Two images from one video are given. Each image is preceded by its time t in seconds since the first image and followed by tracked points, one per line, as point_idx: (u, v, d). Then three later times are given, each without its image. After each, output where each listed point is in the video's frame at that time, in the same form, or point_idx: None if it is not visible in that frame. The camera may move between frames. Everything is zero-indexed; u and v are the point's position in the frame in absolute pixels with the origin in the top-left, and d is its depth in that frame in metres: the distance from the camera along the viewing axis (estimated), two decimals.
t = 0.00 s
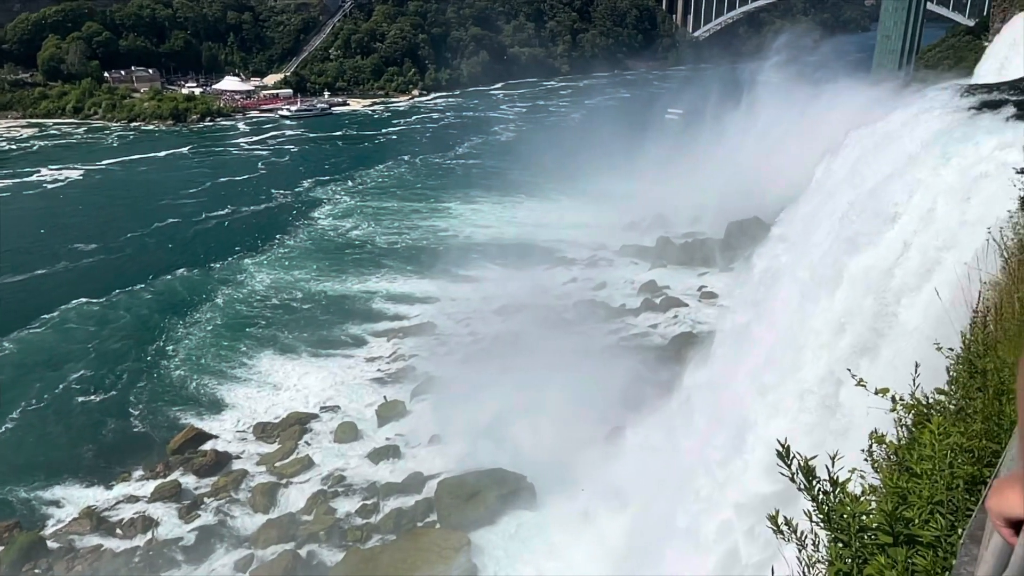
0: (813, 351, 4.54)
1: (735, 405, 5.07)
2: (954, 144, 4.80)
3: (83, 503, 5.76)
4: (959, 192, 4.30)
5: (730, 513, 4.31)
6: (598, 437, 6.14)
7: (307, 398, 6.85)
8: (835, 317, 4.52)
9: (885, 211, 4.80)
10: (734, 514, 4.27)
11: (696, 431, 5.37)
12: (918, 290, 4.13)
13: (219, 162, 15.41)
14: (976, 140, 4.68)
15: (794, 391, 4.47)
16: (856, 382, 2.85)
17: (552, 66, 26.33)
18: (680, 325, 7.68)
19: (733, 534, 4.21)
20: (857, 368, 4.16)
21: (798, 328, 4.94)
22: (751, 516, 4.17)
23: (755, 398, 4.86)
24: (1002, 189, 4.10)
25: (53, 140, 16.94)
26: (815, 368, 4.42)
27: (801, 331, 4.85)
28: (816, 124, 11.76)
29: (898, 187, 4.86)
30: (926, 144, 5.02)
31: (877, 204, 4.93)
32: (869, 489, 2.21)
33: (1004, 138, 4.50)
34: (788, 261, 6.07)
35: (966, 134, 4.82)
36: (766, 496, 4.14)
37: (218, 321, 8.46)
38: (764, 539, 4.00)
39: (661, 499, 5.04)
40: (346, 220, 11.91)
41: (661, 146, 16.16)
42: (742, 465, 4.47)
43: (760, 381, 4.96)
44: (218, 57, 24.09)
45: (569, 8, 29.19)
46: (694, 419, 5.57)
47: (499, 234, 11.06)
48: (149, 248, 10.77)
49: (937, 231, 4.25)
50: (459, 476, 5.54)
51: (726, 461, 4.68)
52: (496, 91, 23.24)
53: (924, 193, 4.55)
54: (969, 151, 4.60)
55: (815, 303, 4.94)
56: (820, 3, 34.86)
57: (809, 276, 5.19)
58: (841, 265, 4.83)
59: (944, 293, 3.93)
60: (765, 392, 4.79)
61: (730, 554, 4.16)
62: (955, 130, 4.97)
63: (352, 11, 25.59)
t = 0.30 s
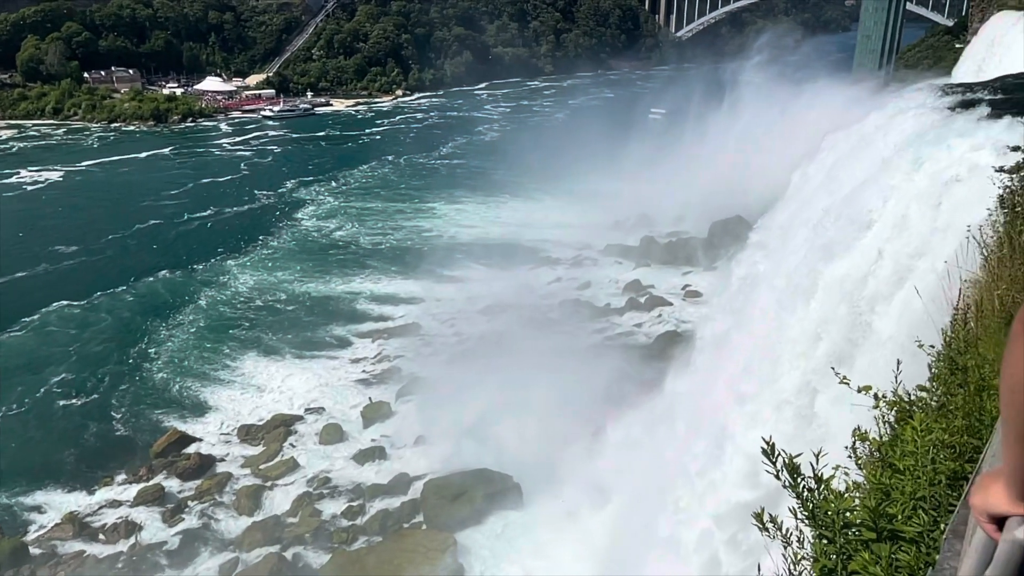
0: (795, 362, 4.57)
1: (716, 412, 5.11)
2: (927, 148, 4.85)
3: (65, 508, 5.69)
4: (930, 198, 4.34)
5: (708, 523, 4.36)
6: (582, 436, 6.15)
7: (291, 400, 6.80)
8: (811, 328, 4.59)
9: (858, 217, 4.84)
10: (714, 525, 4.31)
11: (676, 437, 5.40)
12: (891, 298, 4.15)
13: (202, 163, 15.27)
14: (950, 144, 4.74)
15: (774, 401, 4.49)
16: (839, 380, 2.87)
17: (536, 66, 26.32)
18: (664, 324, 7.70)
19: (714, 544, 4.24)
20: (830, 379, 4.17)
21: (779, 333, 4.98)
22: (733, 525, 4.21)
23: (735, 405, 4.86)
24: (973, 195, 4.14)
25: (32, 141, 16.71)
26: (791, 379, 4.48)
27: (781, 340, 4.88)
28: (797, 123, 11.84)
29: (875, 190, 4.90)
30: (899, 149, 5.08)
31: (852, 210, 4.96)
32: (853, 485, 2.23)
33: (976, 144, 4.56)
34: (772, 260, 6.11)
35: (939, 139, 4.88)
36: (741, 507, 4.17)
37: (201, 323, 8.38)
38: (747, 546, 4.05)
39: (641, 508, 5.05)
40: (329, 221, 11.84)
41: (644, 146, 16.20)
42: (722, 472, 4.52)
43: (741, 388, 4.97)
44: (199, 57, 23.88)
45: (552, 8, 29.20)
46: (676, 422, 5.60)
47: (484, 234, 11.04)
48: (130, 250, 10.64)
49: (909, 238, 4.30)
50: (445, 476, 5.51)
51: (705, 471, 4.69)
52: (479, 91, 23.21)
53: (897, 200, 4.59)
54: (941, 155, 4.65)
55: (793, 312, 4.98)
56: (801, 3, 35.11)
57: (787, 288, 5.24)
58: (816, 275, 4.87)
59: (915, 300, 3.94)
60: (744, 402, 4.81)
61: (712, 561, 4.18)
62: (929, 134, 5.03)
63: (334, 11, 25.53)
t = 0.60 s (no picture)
0: (773, 372, 4.51)
1: (696, 422, 5.02)
2: (902, 152, 4.90)
3: (47, 513, 5.61)
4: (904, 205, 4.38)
5: (687, 536, 4.28)
6: (566, 436, 6.15)
7: (276, 402, 6.75)
8: (788, 338, 4.59)
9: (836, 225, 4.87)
10: (696, 535, 4.19)
11: (658, 443, 5.35)
12: (866, 305, 4.16)
13: (183, 164, 15.12)
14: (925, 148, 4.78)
15: (753, 412, 4.41)
16: (823, 377, 2.88)
17: (519, 66, 26.32)
18: (649, 323, 7.71)
19: (697, 556, 4.13)
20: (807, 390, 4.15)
21: (756, 339, 4.96)
22: (715, 534, 4.08)
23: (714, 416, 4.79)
24: (946, 198, 4.17)
25: (11, 143, 16.50)
26: (768, 389, 4.42)
27: (757, 349, 4.84)
28: (779, 122, 11.92)
29: (854, 194, 4.93)
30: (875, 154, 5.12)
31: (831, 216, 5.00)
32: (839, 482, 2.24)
33: (948, 148, 4.61)
34: (756, 259, 6.13)
35: (914, 143, 4.93)
36: (720, 517, 4.05)
37: (184, 326, 8.29)
38: (729, 554, 3.92)
39: (622, 517, 4.96)
40: (313, 222, 11.77)
41: (627, 146, 16.24)
42: (701, 481, 4.38)
43: (721, 396, 4.89)
44: (180, 58, 23.68)
45: (535, 8, 29.23)
46: (657, 431, 5.52)
47: (468, 234, 11.02)
48: (111, 252, 10.52)
49: (883, 245, 4.32)
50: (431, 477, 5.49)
51: (685, 484, 4.55)
52: (463, 91, 23.17)
53: (873, 207, 4.62)
54: (915, 159, 4.69)
55: (770, 323, 4.97)
56: (782, 4, 35.38)
57: (762, 300, 5.24)
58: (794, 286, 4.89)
59: (890, 308, 3.95)
60: (723, 411, 4.73)
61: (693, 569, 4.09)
62: (905, 138, 5.08)
63: (317, 10, 25.48)
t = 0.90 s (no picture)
0: (754, 380, 4.43)
1: (676, 434, 4.90)
2: (877, 156, 4.96)
3: (29, 519, 5.53)
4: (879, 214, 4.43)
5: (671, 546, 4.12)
6: (548, 436, 6.14)
7: (260, 404, 6.69)
8: (766, 347, 4.56)
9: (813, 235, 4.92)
10: (677, 547, 4.05)
11: (641, 443, 5.36)
12: (840, 313, 4.13)
13: (165, 165, 14.97)
14: (900, 151, 4.85)
15: (733, 421, 4.30)
16: (806, 375, 2.90)
17: (503, 66, 26.31)
18: (634, 322, 7.72)
19: (680, 567, 3.99)
20: (785, 400, 4.08)
21: (734, 349, 4.92)
22: (697, 541, 3.93)
23: (695, 425, 4.69)
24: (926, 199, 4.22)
25: None
26: (745, 400, 4.33)
27: (735, 362, 4.77)
28: (760, 122, 12.01)
29: (836, 195, 4.97)
30: (850, 160, 5.18)
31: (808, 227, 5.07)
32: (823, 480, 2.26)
33: (922, 154, 4.68)
34: (740, 258, 6.16)
35: (888, 147, 4.99)
36: (700, 525, 3.90)
37: (167, 328, 8.21)
38: (713, 561, 3.77)
39: (604, 526, 4.85)
40: (296, 223, 11.69)
41: (611, 145, 16.26)
42: (680, 490, 4.25)
43: (702, 405, 4.79)
44: (161, 58, 23.44)
45: (519, 8, 29.25)
46: (640, 440, 5.40)
47: (453, 234, 11.00)
48: (91, 254, 10.39)
49: (857, 254, 4.35)
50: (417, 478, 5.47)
51: (664, 494, 4.41)
52: (447, 91, 23.13)
53: (849, 214, 4.66)
54: (891, 163, 4.73)
55: (747, 334, 4.93)
56: (764, 3, 35.65)
57: (738, 317, 5.23)
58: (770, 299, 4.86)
59: (864, 317, 3.91)
60: (703, 420, 4.62)
61: None
62: (880, 140, 5.15)
63: (299, 10, 25.35)
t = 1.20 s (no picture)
0: (731, 389, 4.45)
1: (657, 446, 4.92)
2: (852, 159, 5.02)
3: (10, 525, 5.46)
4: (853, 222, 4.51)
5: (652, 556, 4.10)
6: (533, 435, 6.14)
7: (244, 407, 6.64)
8: (742, 356, 4.60)
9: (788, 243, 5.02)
10: (658, 558, 4.05)
11: (629, 442, 5.36)
12: (816, 322, 4.18)
13: (146, 166, 14.81)
14: (875, 153, 4.91)
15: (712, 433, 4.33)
16: (792, 372, 2.91)
17: (486, 66, 26.27)
18: (619, 321, 7.74)
19: None
20: (763, 409, 4.11)
21: (713, 357, 4.99)
22: (680, 551, 3.94)
23: (677, 433, 4.69)
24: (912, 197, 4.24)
25: None
26: (724, 410, 4.36)
27: (713, 373, 4.79)
28: (743, 121, 12.08)
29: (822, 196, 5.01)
30: (826, 166, 5.25)
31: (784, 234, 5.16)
32: (809, 478, 2.28)
33: (893, 157, 4.75)
34: (726, 257, 6.19)
35: (863, 148, 5.04)
36: (683, 535, 3.92)
37: (150, 330, 8.14)
38: (698, 568, 3.78)
39: (590, 527, 4.83)
40: (280, 224, 11.62)
41: (594, 145, 16.29)
42: (659, 504, 4.27)
43: (683, 416, 4.82)
44: (142, 58, 23.19)
45: (502, 8, 29.23)
46: (625, 442, 5.39)
47: (437, 235, 10.97)
48: (72, 256, 10.27)
49: (830, 262, 4.43)
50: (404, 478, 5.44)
51: (644, 505, 4.41)
52: (430, 91, 23.08)
53: (824, 223, 4.74)
54: (871, 164, 4.78)
55: (725, 345, 4.97)
56: (746, 3, 35.86)
57: (714, 330, 5.30)
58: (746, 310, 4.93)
59: (841, 326, 3.95)
60: (682, 433, 4.65)
61: None
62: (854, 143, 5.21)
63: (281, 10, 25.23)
